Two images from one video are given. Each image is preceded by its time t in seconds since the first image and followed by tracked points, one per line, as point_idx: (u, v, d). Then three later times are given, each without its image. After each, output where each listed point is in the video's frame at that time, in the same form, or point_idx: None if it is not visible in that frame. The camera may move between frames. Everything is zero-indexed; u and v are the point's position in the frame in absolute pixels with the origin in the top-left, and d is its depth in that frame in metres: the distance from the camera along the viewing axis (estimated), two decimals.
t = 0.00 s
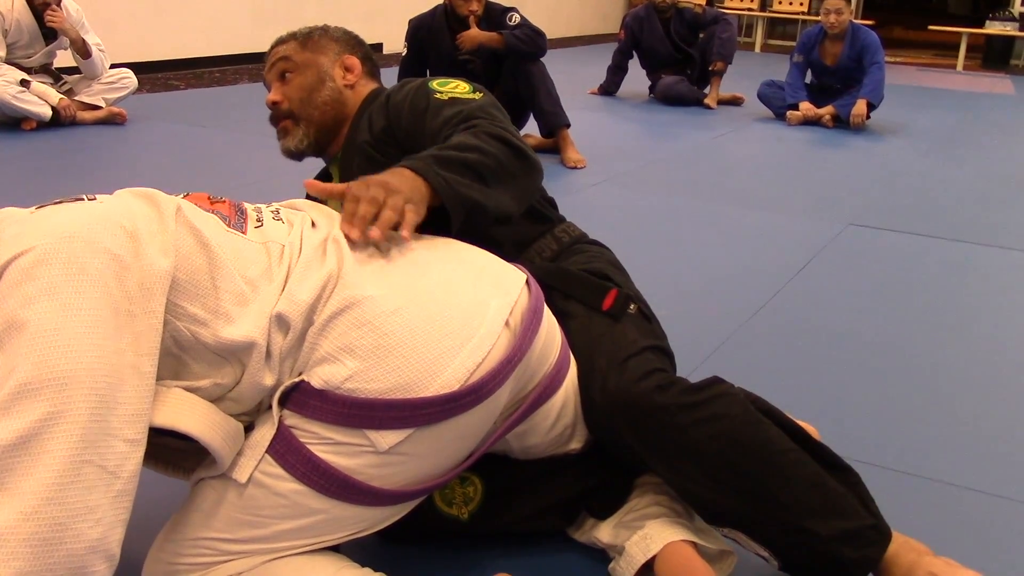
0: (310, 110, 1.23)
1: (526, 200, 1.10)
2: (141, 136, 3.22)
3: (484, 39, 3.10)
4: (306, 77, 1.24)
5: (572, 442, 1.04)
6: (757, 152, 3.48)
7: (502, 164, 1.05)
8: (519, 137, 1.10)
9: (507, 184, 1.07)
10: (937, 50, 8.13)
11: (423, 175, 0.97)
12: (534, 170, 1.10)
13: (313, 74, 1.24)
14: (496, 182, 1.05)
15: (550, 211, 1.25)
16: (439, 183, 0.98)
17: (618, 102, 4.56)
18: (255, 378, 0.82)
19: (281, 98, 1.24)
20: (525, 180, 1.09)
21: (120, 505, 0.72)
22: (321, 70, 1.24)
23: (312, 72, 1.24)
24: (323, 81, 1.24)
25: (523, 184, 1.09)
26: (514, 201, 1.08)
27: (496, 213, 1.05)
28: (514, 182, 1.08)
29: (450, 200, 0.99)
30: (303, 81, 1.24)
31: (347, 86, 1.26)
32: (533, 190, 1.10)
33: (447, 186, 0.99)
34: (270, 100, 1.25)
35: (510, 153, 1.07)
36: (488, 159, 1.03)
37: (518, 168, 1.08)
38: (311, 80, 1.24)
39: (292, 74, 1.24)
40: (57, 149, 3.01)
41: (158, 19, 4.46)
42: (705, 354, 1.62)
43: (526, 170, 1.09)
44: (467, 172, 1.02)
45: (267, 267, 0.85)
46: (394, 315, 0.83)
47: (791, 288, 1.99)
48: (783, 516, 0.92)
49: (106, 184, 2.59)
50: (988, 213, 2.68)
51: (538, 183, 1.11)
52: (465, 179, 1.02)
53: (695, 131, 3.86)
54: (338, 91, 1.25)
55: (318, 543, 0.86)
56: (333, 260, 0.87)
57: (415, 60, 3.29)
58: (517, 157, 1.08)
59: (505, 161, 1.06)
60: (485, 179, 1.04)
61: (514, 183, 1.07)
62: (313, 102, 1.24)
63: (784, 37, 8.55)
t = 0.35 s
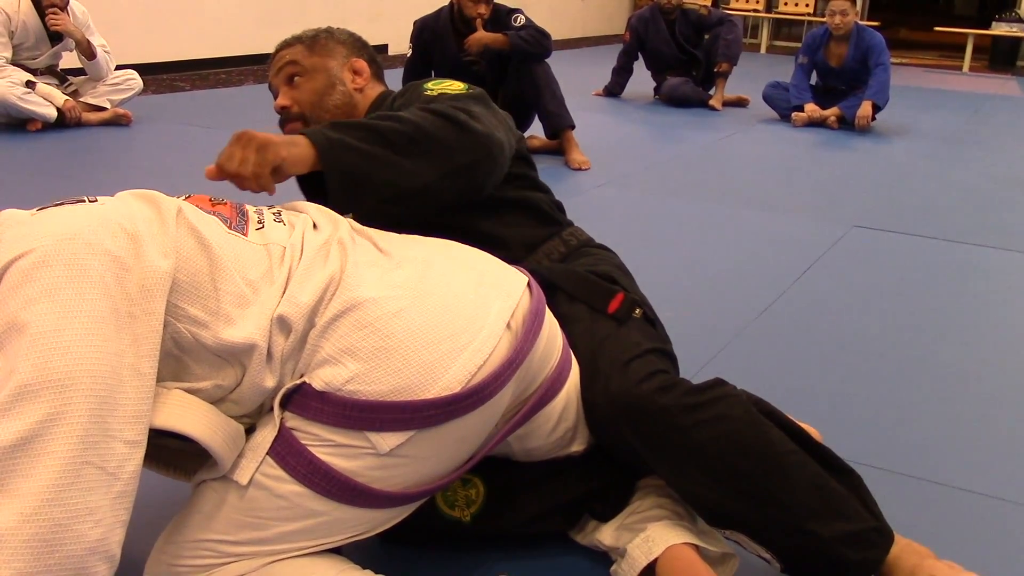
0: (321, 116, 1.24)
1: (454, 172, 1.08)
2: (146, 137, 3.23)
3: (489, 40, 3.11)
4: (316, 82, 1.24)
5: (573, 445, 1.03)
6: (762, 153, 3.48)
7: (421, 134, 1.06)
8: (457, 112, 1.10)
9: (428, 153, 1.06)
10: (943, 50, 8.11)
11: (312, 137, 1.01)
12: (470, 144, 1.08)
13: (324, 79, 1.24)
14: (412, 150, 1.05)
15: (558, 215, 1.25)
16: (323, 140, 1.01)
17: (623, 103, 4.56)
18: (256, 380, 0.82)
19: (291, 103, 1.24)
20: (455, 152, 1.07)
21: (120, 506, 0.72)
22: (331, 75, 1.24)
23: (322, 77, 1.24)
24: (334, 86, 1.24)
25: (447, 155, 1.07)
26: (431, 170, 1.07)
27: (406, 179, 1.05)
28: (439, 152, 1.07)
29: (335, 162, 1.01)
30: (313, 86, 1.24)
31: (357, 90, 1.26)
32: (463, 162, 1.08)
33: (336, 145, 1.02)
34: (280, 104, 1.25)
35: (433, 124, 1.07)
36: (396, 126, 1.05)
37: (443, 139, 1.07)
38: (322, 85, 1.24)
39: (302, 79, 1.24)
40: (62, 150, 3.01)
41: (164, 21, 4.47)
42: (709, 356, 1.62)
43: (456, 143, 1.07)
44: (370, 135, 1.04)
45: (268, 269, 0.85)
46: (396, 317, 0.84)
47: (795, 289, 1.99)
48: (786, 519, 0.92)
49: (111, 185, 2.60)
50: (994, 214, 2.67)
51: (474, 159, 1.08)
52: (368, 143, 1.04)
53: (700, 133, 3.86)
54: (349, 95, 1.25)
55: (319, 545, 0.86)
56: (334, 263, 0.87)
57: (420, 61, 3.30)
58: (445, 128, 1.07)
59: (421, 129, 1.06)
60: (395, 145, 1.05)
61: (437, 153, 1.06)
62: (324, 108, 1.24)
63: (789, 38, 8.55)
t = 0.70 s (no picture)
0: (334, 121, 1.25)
1: (421, 166, 1.08)
2: (155, 138, 3.23)
3: (498, 44, 3.10)
4: (329, 85, 1.24)
5: (578, 450, 1.03)
6: (770, 158, 3.47)
7: (384, 132, 1.06)
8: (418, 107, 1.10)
9: (394, 150, 1.06)
10: (953, 56, 8.09)
11: (276, 149, 1.03)
12: (434, 135, 1.08)
13: (337, 83, 1.25)
14: (378, 149, 1.06)
15: (566, 220, 1.25)
16: (285, 152, 1.03)
17: (631, 107, 4.55)
18: (261, 383, 0.82)
19: (303, 107, 1.25)
20: (419, 146, 1.07)
21: (123, 508, 0.72)
22: (344, 79, 1.25)
23: (335, 82, 1.25)
24: (347, 89, 1.25)
25: (412, 149, 1.07)
26: (397, 167, 1.07)
27: (376, 179, 1.06)
28: (406, 148, 1.07)
29: (299, 171, 1.03)
30: (326, 91, 1.24)
31: (370, 94, 1.27)
32: (429, 154, 1.08)
33: (297, 156, 1.03)
34: (292, 107, 1.25)
35: (394, 122, 1.07)
36: (357, 127, 1.06)
37: (406, 134, 1.07)
38: (335, 89, 1.24)
39: (315, 82, 1.24)
40: (71, 150, 3.02)
41: (174, 22, 4.48)
42: (715, 362, 1.61)
43: (419, 137, 1.07)
44: (335, 140, 1.05)
45: (275, 273, 0.85)
46: (401, 322, 0.84)
47: (803, 295, 1.99)
48: (791, 527, 0.92)
49: (119, 186, 2.60)
50: (1003, 222, 2.66)
51: (440, 150, 1.08)
52: (332, 148, 1.05)
53: (708, 138, 3.85)
54: (362, 99, 1.26)
55: (322, 549, 0.85)
56: (341, 267, 0.87)
57: (429, 64, 3.30)
58: (408, 124, 1.08)
59: (382, 127, 1.06)
60: (360, 146, 1.05)
61: (402, 148, 1.07)
62: (337, 113, 1.25)
63: (799, 43, 8.54)
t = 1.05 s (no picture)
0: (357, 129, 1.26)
1: (432, 166, 1.08)
2: (166, 143, 3.25)
3: (507, 51, 3.12)
4: (351, 94, 1.26)
5: (594, 457, 1.03)
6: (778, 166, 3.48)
7: (396, 133, 1.06)
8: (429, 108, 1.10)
9: (407, 150, 1.06)
10: (960, 64, 8.10)
11: (287, 151, 1.03)
12: (445, 136, 1.08)
13: (358, 91, 1.26)
14: (391, 149, 1.06)
15: (581, 228, 1.26)
16: (297, 153, 1.02)
17: (639, 114, 4.57)
18: (284, 390, 0.83)
19: (325, 116, 1.25)
20: (431, 146, 1.08)
21: (148, 513, 0.72)
22: (365, 88, 1.26)
23: (357, 90, 1.26)
24: (369, 98, 1.26)
25: (424, 150, 1.07)
26: (409, 167, 1.06)
27: (389, 179, 1.06)
28: (419, 148, 1.07)
29: (309, 172, 1.02)
30: (348, 99, 1.25)
31: (389, 101, 1.29)
32: (440, 155, 1.08)
33: (310, 157, 1.03)
34: (314, 117, 1.26)
35: (406, 123, 1.08)
36: (370, 128, 1.06)
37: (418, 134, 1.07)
38: (358, 98, 1.26)
39: (337, 92, 1.25)
40: (83, 155, 3.04)
41: (185, 29, 4.52)
42: (726, 369, 1.62)
43: (431, 137, 1.08)
44: (347, 141, 1.05)
45: (297, 280, 0.86)
46: (423, 330, 0.85)
47: (813, 303, 1.99)
48: (806, 535, 0.92)
49: (132, 191, 2.62)
50: (1012, 231, 2.66)
51: (452, 150, 1.09)
52: (342, 149, 1.04)
53: (716, 145, 3.86)
54: (382, 107, 1.28)
55: (342, 554, 0.87)
56: (362, 275, 0.88)
57: (438, 72, 3.32)
58: (420, 125, 1.08)
59: (393, 128, 1.06)
60: (373, 146, 1.05)
61: (414, 149, 1.07)
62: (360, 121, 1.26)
63: (806, 51, 8.55)
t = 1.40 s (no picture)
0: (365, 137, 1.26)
1: (431, 178, 1.09)
2: (170, 149, 3.26)
3: (512, 60, 3.15)
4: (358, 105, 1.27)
5: (604, 464, 1.04)
6: (780, 177, 3.49)
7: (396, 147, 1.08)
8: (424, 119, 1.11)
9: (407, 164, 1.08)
10: (959, 77, 8.14)
11: (288, 165, 1.04)
12: (444, 148, 1.09)
13: (365, 101, 1.27)
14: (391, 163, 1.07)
15: (588, 237, 1.27)
16: (298, 166, 1.04)
17: (641, 124, 4.59)
18: (299, 395, 0.83)
19: (333, 126, 1.26)
20: (431, 160, 1.09)
21: (165, 515, 0.73)
22: (372, 97, 1.27)
23: (363, 100, 1.27)
24: (376, 107, 1.27)
25: (423, 162, 1.08)
26: (408, 179, 1.08)
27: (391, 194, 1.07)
28: (419, 162, 1.08)
29: (309, 186, 1.04)
30: (355, 108, 1.26)
31: (396, 111, 1.30)
32: (439, 167, 1.09)
33: (310, 170, 1.04)
34: (322, 127, 1.27)
35: (405, 135, 1.09)
36: (370, 142, 1.07)
37: (416, 147, 1.08)
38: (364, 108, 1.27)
39: (344, 102, 1.26)
40: (87, 161, 3.05)
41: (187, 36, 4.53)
42: (731, 379, 1.63)
43: (428, 150, 1.09)
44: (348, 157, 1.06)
45: (313, 287, 0.87)
46: (437, 338, 0.86)
47: (817, 313, 2.00)
48: (813, 544, 0.93)
49: (139, 197, 2.62)
50: (1013, 244, 2.67)
51: (451, 161, 1.09)
52: (343, 162, 1.06)
53: (718, 156, 3.88)
54: (389, 116, 1.28)
55: (355, 558, 0.87)
56: (377, 283, 0.89)
57: (442, 81, 3.33)
58: (419, 137, 1.09)
59: (392, 141, 1.07)
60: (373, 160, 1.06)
61: (414, 161, 1.08)
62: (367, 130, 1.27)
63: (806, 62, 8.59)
